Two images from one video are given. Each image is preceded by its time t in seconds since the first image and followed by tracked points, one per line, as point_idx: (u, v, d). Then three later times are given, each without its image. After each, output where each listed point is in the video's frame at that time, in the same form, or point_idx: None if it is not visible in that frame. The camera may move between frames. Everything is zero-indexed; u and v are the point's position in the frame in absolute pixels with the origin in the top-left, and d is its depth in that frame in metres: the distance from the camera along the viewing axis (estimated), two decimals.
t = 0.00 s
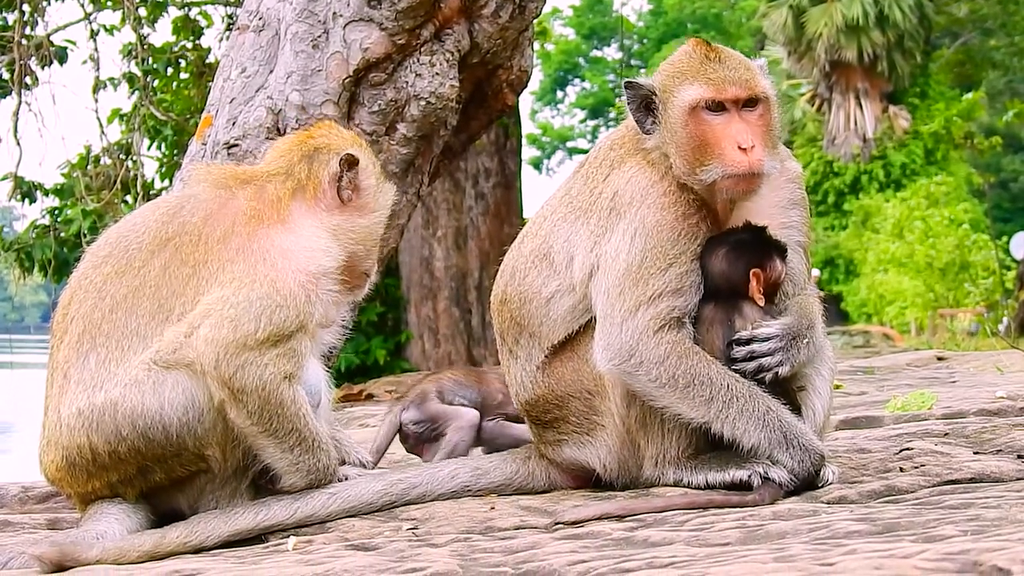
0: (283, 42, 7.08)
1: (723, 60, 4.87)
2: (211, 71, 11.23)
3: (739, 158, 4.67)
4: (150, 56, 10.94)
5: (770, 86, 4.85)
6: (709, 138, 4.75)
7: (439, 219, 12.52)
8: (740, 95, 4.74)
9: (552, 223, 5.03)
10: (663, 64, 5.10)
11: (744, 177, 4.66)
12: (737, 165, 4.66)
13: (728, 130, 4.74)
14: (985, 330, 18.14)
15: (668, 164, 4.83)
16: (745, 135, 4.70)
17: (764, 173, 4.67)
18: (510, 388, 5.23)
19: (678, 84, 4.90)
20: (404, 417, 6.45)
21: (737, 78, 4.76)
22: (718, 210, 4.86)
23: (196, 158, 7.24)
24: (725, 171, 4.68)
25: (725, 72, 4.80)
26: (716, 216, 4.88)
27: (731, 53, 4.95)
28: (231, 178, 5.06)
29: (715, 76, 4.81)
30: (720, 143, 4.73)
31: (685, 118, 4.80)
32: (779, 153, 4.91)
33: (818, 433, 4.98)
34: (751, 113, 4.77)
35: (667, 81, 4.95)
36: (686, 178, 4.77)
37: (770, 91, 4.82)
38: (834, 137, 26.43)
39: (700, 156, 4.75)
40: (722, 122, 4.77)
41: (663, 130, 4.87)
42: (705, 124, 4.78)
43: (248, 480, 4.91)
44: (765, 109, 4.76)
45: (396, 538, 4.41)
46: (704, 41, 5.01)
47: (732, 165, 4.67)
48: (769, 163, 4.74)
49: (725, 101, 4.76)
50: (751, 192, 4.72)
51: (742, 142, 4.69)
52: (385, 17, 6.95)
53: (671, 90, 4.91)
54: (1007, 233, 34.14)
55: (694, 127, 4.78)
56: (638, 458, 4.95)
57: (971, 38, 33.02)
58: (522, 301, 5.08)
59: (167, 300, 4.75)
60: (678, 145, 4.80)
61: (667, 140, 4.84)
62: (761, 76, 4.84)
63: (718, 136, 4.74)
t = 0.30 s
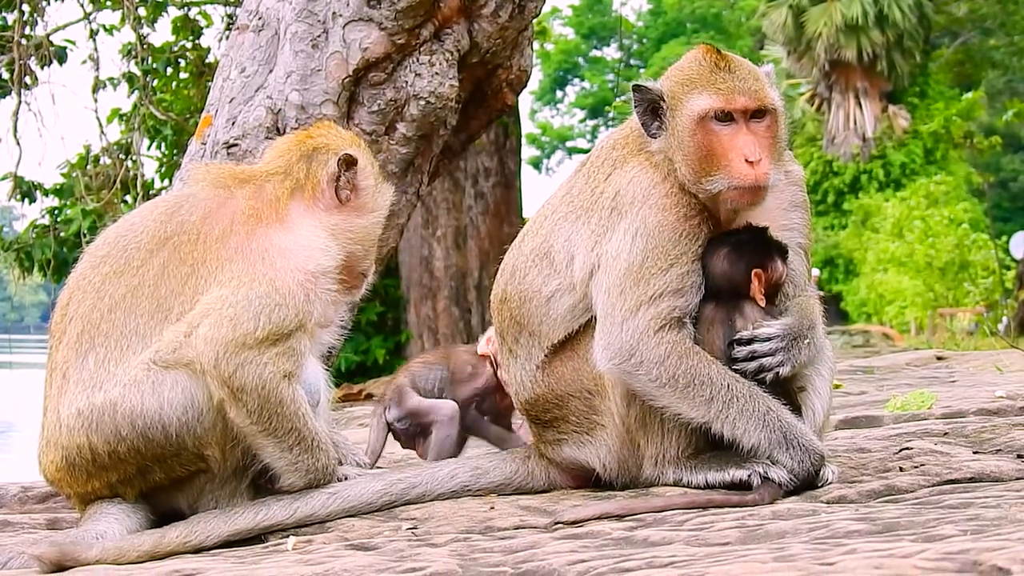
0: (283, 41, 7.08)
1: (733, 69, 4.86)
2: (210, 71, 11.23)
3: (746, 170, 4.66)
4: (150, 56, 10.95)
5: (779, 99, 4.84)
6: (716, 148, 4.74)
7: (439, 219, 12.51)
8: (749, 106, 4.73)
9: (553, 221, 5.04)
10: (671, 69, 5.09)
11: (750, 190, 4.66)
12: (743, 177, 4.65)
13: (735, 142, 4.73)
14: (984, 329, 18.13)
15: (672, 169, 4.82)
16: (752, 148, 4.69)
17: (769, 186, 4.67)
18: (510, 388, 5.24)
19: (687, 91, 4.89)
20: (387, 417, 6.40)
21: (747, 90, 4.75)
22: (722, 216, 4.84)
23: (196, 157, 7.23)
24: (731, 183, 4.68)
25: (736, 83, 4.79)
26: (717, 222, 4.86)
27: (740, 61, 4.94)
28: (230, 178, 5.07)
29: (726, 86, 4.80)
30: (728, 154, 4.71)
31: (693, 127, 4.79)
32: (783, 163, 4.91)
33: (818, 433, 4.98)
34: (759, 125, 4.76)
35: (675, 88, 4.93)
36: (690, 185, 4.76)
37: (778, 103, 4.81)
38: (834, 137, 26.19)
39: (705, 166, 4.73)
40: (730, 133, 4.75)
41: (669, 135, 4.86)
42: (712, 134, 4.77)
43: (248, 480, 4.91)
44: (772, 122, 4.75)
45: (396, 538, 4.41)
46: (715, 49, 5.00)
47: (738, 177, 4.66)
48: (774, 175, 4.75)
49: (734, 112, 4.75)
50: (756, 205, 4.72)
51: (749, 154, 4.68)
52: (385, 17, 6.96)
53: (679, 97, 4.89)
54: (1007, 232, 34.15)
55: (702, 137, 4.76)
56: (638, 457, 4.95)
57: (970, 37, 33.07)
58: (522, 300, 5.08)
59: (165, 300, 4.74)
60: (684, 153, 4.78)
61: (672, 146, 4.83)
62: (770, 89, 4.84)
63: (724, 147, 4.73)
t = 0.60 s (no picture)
0: (282, 43, 7.08)
1: (734, 63, 4.84)
2: (210, 72, 11.23)
3: (751, 162, 4.65)
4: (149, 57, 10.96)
5: (780, 91, 4.83)
6: (720, 142, 4.73)
7: (438, 220, 12.52)
8: (753, 97, 4.70)
9: (552, 223, 5.04)
10: (671, 66, 5.08)
11: (755, 183, 4.65)
12: (749, 169, 4.64)
13: (740, 134, 4.72)
14: (984, 330, 18.13)
15: (675, 166, 4.81)
16: (757, 139, 4.68)
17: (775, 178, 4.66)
18: (509, 389, 5.23)
19: (688, 87, 4.87)
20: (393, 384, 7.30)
21: (749, 82, 4.73)
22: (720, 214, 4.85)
23: (195, 159, 7.23)
24: (737, 176, 4.67)
25: (737, 76, 4.76)
26: (717, 219, 4.86)
27: (741, 56, 4.92)
28: (225, 180, 5.07)
29: (728, 79, 4.77)
30: (732, 147, 4.70)
31: (696, 121, 4.78)
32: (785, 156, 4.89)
33: (818, 434, 4.98)
34: (762, 116, 4.74)
35: (678, 83, 4.92)
36: (694, 181, 4.75)
37: (780, 94, 4.79)
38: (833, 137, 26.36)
39: (710, 161, 4.73)
40: (734, 125, 4.74)
41: (672, 133, 4.85)
42: (716, 127, 4.75)
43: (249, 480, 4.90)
44: (775, 114, 4.73)
45: (395, 539, 4.41)
46: (715, 45, 4.99)
47: (743, 170, 4.66)
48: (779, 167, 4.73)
49: (737, 104, 4.73)
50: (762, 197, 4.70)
51: (754, 146, 4.67)
52: (384, 18, 6.96)
53: (680, 93, 4.88)
54: (1006, 233, 34.16)
55: (706, 131, 4.76)
56: (638, 458, 4.95)
57: (970, 38, 33.13)
58: (521, 301, 5.09)
59: (161, 301, 4.74)
60: (688, 148, 4.77)
61: (675, 143, 4.82)
62: (771, 81, 4.82)
63: (728, 140, 4.72)
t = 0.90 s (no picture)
0: (283, 45, 7.09)
1: (728, 61, 4.87)
2: (210, 74, 11.24)
3: (747, 157, 4.67)
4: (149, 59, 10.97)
5: (775, 87, 4.85)
6: (716, 138, 4.75)
7: (439, 222, 12.54)
8: (748, 93, 4.74)
9: (552, 224, 5.05)
10: (667, 65, 5.09)
11: (752, 177, 4.66)
12: (745, 164, 4.66)
13: (735, 130, 4.75)
14: (984, 333, 18.13)
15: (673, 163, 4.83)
16: (752, 134, 4.71)
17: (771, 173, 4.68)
18: (510, 390, 5.23)
19: (684, 85, 4.89)
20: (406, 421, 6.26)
21: (744, 78, 4.76)
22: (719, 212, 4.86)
23: (195, 160, 7.23)
24: (733, 171, 4.68)
25: (732, 72, 4.79)
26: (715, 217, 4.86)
27: (736, 53, 4.95)
28: (222, 180, 5.08)
29: (722, 76, 4.80)
30: (728, 143, 4.73)
31: (692, 118, 4.80)
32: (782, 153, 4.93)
33: (818, 436, 4.99)
34: (757, 113, 4.78)
35: (673, 81, 4.94)
36: (692, 178, 4.75)
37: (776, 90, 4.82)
38: (833, 139, 26.41)
39: (706, 157, 4.75)
40: (729, 122, 4.77)
41: (668, 131, 4.87)
42: (712, 124, 4.78)
43: (249, 481, 4.90)
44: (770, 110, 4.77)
45: (395, 541, 4.41)
46: (709, 42, 5.01)
47: (739, 165, 4.67)
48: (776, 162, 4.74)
49: (732, 100, 4.76)
50: (759, 193, 4.71)
51: (750, 141, 4.69)
52: (384, 20, 6.96)
53: (677, 91, 4.90)
54: (1006, 235, 34.15)
55: (702, 128, 4.78)
56: (638, 460, 4.94)
57: (970, 40, 33.18)
58: (522, 302, 5.09)
59: (158, 301, 4.74)
60: (685, 145, 4.79)
61: (672, 141, 4.84)
62: (766, 77, 4.84)
63: (725, 136, 4.74)
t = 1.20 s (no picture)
0: (282, 47, 7.11)
1: (660, 65, 4.85)
2: (209, 77, 11.25)
3: (674, 156, 4.62)
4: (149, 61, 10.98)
5: (712, 81, 4.78)
6: (648, 142, 4.73)
7: (438, 224, 12.52)
8: (671, 94, 4.72)
9: (542, 232, 5.06)
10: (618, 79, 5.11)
11: (683, 174, 4.59)
12: (674, 164, 4.60)
13: (667, 132, 4.71)
14: (984, 335, 18.13)
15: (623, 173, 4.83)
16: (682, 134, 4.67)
17: (707, 169, 4.60)
18: (508, 392, 5.23)
19: (619, 92, 4.89)
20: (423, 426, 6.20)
21: (670, 79, 4.74)
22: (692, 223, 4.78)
23: (194, 163, 7.23)
24: (666, 172, 4.62)
25: (659, 75, 4.78)
26: (690, 221, 4.77)
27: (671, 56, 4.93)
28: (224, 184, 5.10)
29: (649, 80, 4.80)
30: (658, 145, 4.69)
31: (625, 126, 4.80)
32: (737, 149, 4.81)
33: (818, 437, 4.96)
34: (690, 111, 4.73)
35: (612, 92, 4.96)
36: (638, 186, 4.74)
37: (710, 85, 4.75)
38: (833, 141, 26.41)
39: (644, 162, 4.72)
40: (661, 124, 4.75)
41: (611, 140, 4.87)
42: (643, 129, 4.76)
43: (249, 483, 4.91)
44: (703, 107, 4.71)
45: (395, 543, 4.41)
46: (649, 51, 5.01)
47: (668, 164, 4.62)
48: (713, 156, 4.66)
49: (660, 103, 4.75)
50: (699, 191, 4.63)
51: (676, 141, 4.66)
52: (384, 22, 6.96)
53: (613, 100, 4.90)
54: (1005, 237, 34.20)
55: (634, 134, 4.77)
56: (638, 462, 4.95)
57: (970, 42, 33.23)
58: (518, 309, 5.10)
59: (156, 304, 4.74)
60: (623, 155, 4.80)
61: (616, 150, 4.84)
62: (700, 73, 4.79)
63: (655, 139, 4.72)
